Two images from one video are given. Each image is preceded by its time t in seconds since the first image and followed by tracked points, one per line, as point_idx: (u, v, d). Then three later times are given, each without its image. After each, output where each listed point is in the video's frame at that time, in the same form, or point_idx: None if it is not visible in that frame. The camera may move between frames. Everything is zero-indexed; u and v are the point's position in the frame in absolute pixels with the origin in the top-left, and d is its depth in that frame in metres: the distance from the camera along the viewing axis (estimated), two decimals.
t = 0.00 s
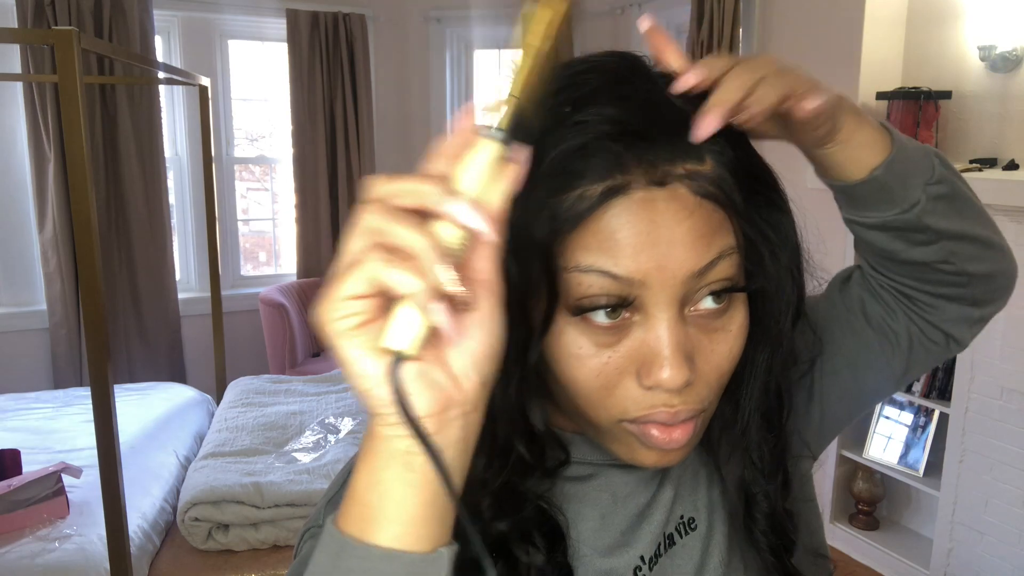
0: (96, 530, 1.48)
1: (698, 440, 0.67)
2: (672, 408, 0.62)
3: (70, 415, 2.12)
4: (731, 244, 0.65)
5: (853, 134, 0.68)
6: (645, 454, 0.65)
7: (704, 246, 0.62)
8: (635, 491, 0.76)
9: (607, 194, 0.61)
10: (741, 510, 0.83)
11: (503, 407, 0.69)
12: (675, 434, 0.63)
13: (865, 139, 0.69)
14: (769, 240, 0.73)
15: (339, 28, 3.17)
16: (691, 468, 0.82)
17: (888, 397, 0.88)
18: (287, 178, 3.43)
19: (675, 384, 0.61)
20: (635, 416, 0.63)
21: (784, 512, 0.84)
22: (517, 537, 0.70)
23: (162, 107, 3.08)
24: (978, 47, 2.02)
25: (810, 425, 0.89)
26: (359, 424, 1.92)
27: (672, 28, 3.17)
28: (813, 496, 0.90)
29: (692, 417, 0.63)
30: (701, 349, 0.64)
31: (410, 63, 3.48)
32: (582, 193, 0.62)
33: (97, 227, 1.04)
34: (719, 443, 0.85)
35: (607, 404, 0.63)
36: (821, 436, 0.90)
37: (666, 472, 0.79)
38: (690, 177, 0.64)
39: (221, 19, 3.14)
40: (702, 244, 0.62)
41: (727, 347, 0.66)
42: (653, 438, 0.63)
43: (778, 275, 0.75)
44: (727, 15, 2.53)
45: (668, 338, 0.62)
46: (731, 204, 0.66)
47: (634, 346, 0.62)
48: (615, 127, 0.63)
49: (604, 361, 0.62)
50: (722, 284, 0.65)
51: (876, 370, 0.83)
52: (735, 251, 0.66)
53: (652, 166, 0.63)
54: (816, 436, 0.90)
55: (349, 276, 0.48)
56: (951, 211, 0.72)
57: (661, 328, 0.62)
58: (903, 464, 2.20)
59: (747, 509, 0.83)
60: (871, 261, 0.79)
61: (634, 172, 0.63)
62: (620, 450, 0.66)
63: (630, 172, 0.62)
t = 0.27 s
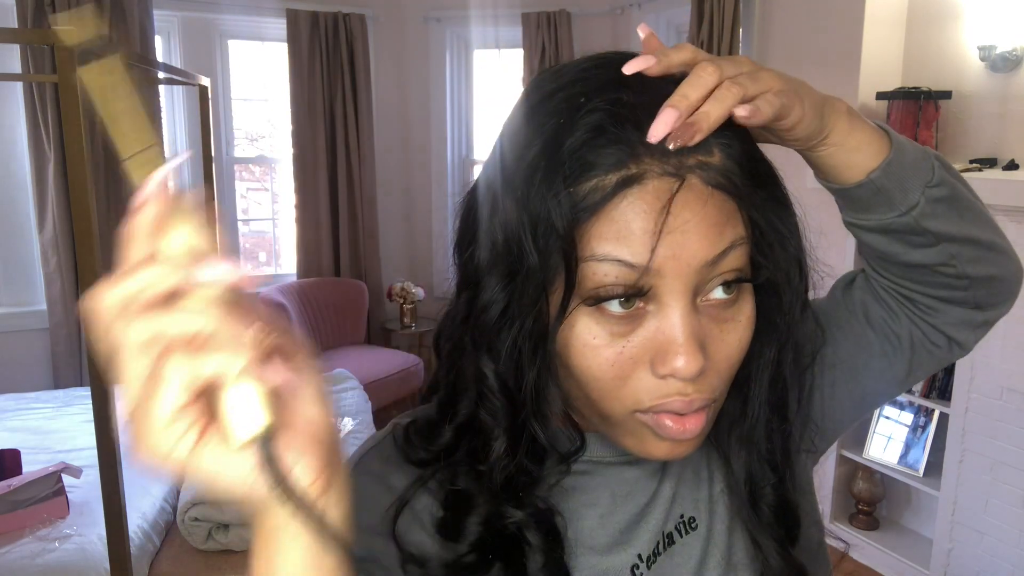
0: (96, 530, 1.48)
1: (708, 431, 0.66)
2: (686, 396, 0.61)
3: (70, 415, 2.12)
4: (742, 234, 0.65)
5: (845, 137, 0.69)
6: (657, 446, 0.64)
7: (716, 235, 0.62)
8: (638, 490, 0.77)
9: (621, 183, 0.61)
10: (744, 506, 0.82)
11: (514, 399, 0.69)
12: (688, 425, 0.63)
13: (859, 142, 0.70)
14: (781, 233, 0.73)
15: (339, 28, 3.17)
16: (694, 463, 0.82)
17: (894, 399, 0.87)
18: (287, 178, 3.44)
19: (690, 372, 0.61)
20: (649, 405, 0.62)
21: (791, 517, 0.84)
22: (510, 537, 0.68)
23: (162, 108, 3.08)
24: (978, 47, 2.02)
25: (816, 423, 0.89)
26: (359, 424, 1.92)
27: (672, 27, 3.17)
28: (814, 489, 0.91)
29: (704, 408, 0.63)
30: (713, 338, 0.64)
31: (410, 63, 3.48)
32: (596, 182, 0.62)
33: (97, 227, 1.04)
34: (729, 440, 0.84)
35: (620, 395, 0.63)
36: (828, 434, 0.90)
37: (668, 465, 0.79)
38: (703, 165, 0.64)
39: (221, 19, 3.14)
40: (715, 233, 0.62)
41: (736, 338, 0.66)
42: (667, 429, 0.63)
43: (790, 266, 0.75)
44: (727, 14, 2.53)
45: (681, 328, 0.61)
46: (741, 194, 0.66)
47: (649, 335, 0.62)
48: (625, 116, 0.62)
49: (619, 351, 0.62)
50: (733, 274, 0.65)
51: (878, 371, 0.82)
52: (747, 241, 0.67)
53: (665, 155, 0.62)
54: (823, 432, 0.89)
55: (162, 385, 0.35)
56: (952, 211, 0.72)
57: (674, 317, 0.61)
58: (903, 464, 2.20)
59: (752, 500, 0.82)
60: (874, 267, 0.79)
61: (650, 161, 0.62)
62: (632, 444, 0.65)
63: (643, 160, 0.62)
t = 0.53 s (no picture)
0: (96, 531, 1.48)
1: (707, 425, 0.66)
2: (687, 389, 0.61)
3: (70, 415, 2.12)
4: (739, 229, 0.65)
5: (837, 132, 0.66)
6: (657, 439, 0.63)
7: (713, 229, 0.63)
8: (634, 488, 0.77)
9: (618, 179, 0.61)
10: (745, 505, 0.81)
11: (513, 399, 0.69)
12: (689, 418, 0.62)
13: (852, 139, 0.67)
14: (773, 231, 0.73)
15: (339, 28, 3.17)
16: (691, 461, 0.83)
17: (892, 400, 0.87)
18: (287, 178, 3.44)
19: (690, 364, 0.61)
20: (650, 399, 0.62)
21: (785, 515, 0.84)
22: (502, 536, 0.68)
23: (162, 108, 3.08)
24: (978, 47, 2.02)
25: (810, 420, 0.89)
26: (359, 424, 1.92)
27: (671, 27, 3.16)
28: (813, 485, 0.91)
29: (705, 401, 0.63)
30: (712, 331, 0.64)
31: (410, 63, 3.49)
32: (592, 179, 0.62)
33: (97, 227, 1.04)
34: (730, 439, 0.83)
35: (620, 390, 0.62)
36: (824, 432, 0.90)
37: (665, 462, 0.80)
38: (697, 161, 0.64)
39: (221, 19, 3.14)
40: (712, 229, 0.63)
41: (734, 332, 0.66)
42: (668, 423, 0.63)
43: (783, 261, 0.76)
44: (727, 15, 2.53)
45: (680, 321, 0.62)
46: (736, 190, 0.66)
47: (649, 329, 0.62)
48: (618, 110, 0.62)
49: (619, 346, 0.62)
50: (730, 268, 0.65)
51: (877, 370, 0.82)
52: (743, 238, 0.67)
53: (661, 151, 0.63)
54: (819, 430, 0.90)
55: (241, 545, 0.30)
56: (954, 215, 0.70)
57: (673, 311, 0.61)
58: (903, 464, 2.20)
59: (750, 493, 0.82)
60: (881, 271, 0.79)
61: (644, 155, 0.62)
62: (633, 439, 0.65)
63: (639, 157, 0.62)
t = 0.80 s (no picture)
0: (96, 530, 1.48)
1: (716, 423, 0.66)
2: (697, 390, 0.62)
3: (69, 415, 2.12)
4: (740, 228, 0.66)
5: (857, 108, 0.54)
6: (667, 438, 0.64)
7: (719, 229, 0.63)
8: (635, 488, 0.77)
9: (623, 185, 0.62)
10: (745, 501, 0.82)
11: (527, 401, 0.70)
12: (699, 417, 0.63)
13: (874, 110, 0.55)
14: (772, 229, 0.74)
15: (339, 28, 3.17)
16: (693, 460, 0.83)
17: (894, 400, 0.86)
18: (287, 178, 3.44)
19: (701, 364, 0.61)
20: (660, 400, 0.63)
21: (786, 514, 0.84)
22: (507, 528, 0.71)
23: (162, 107, 3.08)
24: (978, 47, 2.02)
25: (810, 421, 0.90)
26: (359, 424, 1.92)
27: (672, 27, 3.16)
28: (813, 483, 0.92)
29: (714, 400, 0.64)
30: (718, 330, 0.65)
31: (410, 64, 3.49)
32: (598, 184, 0.62)
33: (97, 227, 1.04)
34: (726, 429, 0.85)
35: (630, 392, 0.63)
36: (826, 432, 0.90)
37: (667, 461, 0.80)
38: (698, 164, 0.65)
39: (221, 19, 3.14)
40: (718, 230, 0.63)
41: (739, 330, 0.67)
42: (679, 423, 0.63)
43: (780, 259, 0.78)
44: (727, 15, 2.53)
45: (688, 324, 0.62)
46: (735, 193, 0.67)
47: (657, 333, 0.62)
48: (618, 119, 0.63)
49: (628, 349, 0.62)
50: (735, 267, 0.66)
51: (874, 373, 0.82)
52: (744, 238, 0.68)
53: (663, 157, 0.64)
54: (818, 432, 0.90)
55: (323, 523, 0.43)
56: (971, 203, 0.63)
57: (681, 313, 0.61)
58: (903, 464, 2.20)
59: (751, 486, 0.83)
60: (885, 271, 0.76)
61: (644, 159, 0.63)
62: (642, 439, 0.66)
63: (642, 162, 0.63)
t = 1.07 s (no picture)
0: (95, 530, 1.48)
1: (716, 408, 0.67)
2: (701, 382, 0.62)
3: (69, 415, 2.12)
4: (728, 221, 0.67)
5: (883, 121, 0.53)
6: (672, 431, 0.65)
7: (709, 223, 0.64)
8: (634, 489, 0.78)
9: (616, 188, 0.62)
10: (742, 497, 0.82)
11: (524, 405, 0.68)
12: (704, 407, 0.64)
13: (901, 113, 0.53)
14: (755, 223, 0.76)
15: (339, 28, 3.17)
16: (693, 460, 0.84)
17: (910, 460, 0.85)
18: (287, 178, 3.44)
19: (702, 358, 0.61)
20: (665, 397, 0.63)
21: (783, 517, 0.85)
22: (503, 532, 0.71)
23: (162, 107, 3.08)
24: (978, 47, 2.02)
25: (814, 439, 0.88)
26: (359, 424, 1.93)
27: (672, 28, 3.16)
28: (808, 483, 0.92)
29: (715, 388, 0.64)
30: (715, 319, 0.65)
31: (410, 64, 3.48)
32: (590, 189, 0.62)
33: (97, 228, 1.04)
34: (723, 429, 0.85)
35: (634, 390, 0.63)
36: (833, 464, 0.88)
37: (667, 458, 0.81)
38: (686, 160, 0.65)
39: (221, 19, 3.14)
40: (709, 225, 0.64)
41: (732, 320, 0.67)
42: (684, 416, 0.64)
43: (765, 250, 0.79)
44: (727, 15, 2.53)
45: (687, 320, 0.62)
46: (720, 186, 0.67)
47: (658, 331, 0.62)
48: (604, 122, 0.63)
49: (630, 351, 0.62)
50: (725, 257, 0.66)
51: (889, 436, 0.81)
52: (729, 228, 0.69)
53: (651, 155, 0.64)
54: (812, 464, 0.90)
55: None
56: None
57: (679, 310, 0.61)
58: (903, 464, 2.20)
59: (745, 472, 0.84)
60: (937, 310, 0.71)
61: (633, 158, 0.63)
62: (645, 434, 0.66)
63: (631, 163, 0.63)
